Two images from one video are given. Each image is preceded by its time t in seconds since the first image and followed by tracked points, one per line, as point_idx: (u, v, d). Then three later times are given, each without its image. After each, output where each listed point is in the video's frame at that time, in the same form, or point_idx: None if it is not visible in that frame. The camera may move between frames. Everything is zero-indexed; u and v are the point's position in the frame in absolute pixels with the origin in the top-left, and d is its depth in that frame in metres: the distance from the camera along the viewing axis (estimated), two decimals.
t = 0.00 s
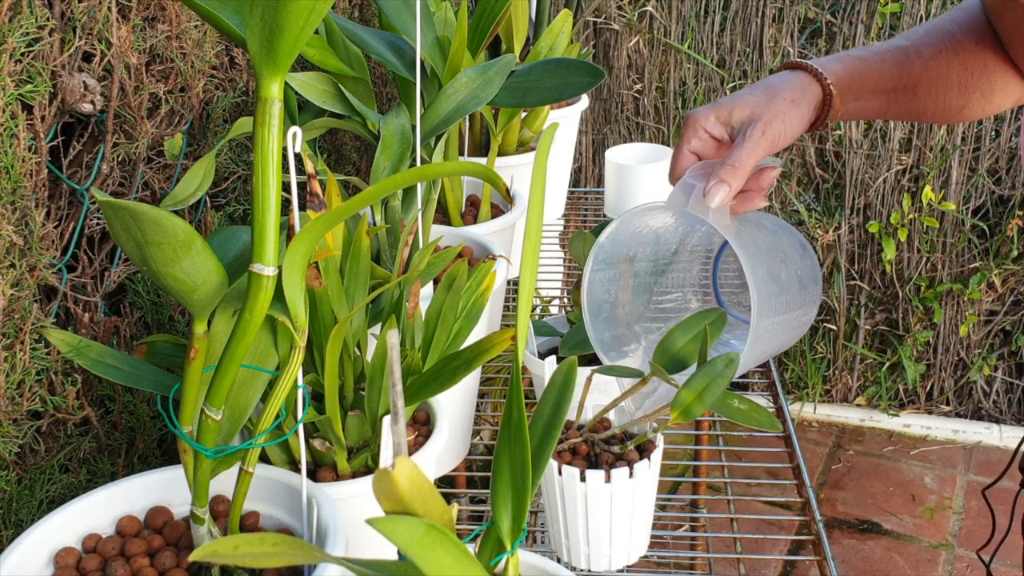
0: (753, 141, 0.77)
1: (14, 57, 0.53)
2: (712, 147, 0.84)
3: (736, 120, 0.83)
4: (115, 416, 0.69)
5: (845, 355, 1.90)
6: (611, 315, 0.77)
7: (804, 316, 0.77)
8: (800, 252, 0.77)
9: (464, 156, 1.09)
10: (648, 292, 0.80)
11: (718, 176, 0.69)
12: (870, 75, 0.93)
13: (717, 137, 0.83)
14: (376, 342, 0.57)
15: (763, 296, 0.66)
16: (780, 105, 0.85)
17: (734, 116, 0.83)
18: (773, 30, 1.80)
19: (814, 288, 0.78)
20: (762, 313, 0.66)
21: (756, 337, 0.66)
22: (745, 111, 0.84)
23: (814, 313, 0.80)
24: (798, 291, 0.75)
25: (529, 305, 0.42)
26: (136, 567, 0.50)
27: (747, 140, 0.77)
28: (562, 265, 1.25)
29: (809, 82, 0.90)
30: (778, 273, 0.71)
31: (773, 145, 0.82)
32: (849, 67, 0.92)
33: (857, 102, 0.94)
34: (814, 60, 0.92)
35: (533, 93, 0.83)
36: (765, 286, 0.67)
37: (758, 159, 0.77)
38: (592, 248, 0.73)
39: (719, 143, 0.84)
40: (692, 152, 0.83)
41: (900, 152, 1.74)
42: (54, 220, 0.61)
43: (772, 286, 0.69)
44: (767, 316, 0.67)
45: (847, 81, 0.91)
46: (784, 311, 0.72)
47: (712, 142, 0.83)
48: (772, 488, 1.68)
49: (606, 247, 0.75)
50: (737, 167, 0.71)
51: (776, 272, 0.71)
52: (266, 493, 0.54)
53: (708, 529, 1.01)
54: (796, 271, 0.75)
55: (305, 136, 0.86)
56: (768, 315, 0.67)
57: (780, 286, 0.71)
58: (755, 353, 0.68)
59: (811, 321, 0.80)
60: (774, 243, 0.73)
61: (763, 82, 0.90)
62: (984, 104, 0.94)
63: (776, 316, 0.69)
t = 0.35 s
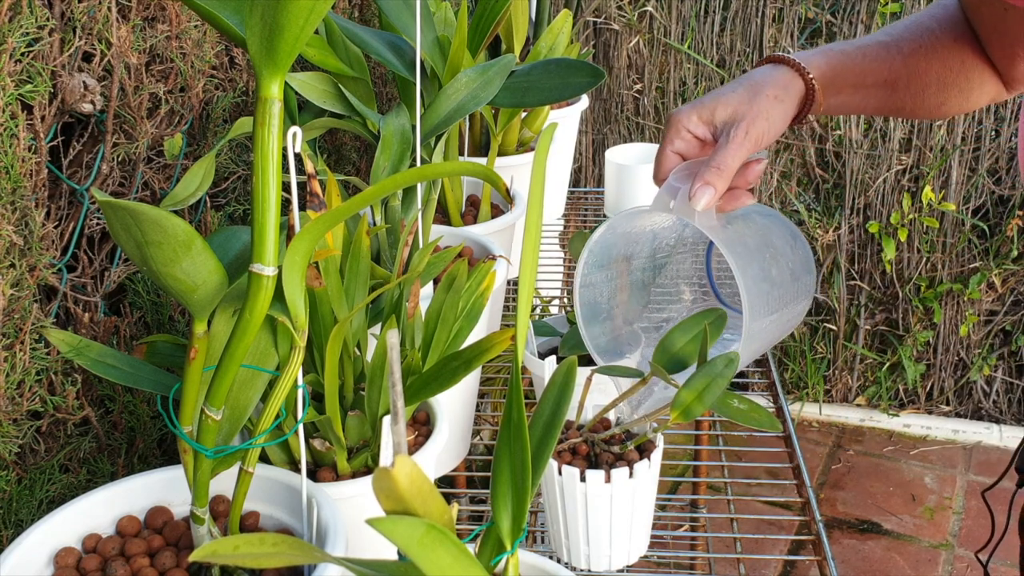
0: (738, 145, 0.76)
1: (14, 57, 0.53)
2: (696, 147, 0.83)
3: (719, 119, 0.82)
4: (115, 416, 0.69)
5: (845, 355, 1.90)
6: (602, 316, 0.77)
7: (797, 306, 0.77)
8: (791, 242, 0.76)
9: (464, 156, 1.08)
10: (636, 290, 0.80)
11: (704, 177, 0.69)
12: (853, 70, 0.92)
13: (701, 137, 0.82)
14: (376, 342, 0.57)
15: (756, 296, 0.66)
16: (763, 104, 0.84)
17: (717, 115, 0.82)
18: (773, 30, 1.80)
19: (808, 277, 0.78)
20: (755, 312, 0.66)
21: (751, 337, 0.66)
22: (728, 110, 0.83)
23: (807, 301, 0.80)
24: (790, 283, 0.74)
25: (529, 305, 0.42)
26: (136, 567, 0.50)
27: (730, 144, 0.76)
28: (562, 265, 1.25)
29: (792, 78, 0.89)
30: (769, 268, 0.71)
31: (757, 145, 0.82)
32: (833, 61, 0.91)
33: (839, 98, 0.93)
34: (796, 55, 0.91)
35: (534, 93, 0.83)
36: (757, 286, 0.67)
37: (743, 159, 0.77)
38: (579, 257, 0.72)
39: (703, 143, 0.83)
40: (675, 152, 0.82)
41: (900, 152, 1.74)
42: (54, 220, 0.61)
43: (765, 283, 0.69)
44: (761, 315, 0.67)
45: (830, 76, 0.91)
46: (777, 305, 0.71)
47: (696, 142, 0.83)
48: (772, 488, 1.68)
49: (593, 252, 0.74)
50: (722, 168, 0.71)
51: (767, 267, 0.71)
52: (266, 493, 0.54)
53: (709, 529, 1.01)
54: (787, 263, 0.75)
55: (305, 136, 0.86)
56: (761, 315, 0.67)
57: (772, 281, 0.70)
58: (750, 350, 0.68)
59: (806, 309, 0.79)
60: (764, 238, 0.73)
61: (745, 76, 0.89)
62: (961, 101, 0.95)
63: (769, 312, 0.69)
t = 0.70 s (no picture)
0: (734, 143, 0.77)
1: (14, 57, 0.53)
2: (688, 145, 0.83)
3: (713, 117, 0.82)
4: (115, 416, 0.69)
5: (845, 355, 1.90)
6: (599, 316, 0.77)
7: (795, 297, 0.77)
8: (786, 235, 0.76)
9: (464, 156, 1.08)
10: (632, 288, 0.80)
11: (700, 176, 0.69)
12: (843, 64, 0.92)
13: (694, 134, 0.82)
14: (376, 342, 0.57)
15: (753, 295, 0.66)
16: (757, 102, 0.85)
17: (710, 112, 0.82)
18: (773, 31, 1.79)
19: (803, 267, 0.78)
20: (754, 307, 0.66)
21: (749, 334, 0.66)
22: (721, 108, 0.83)
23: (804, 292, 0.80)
24: (787, 277, 0.74)
25: (529, 305, 0.42)
26: (136, 567, 0.50)
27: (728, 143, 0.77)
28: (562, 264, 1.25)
29: (783, 73, 0.89)
30: (765, 263, 0.70)
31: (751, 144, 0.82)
32: (822, 56, 0.91)
33: (828, 92, 0.94)
34: (786, 49, 0.91)
35: (533, 93, 0.83)
36: (755, 283, 0.67)
37: (738, 157, 0.77)
38: (575, 256, 0.71)
39: (696, 140, 0.83)
40: (669, 150, 0.82)
41: (900, 152, 1.74)
42: (54, 220, 0.61)
43: (762, 280, 0.69)
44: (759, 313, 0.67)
45: (820, 71, 0.91)
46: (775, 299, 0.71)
47: (689, 140, 0.83)
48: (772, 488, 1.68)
49: (587, 252, 0.73)
50: (717, 168, 0.71)
51: (764, 262, 0.70)
52: (266, 493, 0.54)
53: (709, 529, 1.01)
54: (783, 258, 0.74)
55: (305, 136, 0.86)
56: (760, 312, 0.67)
57: (769, 277, 0.70)
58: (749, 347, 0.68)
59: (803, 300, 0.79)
60: (761, 233, 0.73)
61: (737, 72, 0.89)
62: (950, 99, 0.95)
63: (767, 309, 0.69)
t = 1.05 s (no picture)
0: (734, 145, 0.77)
1: (14, 57, 0.53)
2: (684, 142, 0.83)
3: (711, 116, 0.82)
4: (115, 416, 0.69)
5: (845, 355, 1.90)
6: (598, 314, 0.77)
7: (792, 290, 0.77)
8: (782, 229, 0.76)
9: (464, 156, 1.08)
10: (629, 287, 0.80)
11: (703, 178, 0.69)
12: (838, 61, 0.92)
13: (692, 133, 0.82)
14: (376, 342, 0.57)
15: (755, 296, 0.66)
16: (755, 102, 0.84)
17: (708, 110, 0.82)
18: (773, 31, 1.79)
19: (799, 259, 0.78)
20: (756, 307, 0.66)
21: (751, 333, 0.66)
22: (720, 107, 0.82)
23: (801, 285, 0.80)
24: (784, 271, 0.74)
25: (529, 305, 0.42)
26: (136, 567, 0.50)
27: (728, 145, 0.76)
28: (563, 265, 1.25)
29: (780, 70, 0.89)
30: (765, 261, 0.70)
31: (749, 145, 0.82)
32: (818, 52, 0.91)
33: (823, 90, 0.93)
34: (782, 45, 0.90)
35: (533, 93, 0.83)
36: (756, 283, 0.67)
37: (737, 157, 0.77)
38: (572, 254, 0.71)
39: (694, 138, 0.83)
40: (666, 149, 0.82)
41: (900, 152, 1.74)
42: (54, 220, 0.61)
43: (762, 279, 0.69)
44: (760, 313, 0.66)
45: (816, 68, 0.90)
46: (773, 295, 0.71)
47: (687, 138, 0.82)
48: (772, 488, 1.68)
49: (585, 250, 0.73)
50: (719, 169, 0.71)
51: (764, 260, 0.70)
52: (266, 493, 0.54)
53: (708, 529, 1.01)
54: (780, 253, 0.74)
55: (305, 136, 0.86)
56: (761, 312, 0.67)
57: (769, 275, 0.70)
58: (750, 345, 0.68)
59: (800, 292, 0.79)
60: (759, 231, 0.73)
61: (734, 68, 0.89)
62: (939, 97, 0.95)
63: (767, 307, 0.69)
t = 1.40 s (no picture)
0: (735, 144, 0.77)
1: (14, 57, 0.53)
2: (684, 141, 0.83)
3: (712, 115, 0.82)
4: (115, 416, 0.69)
5: (845, 355, 1.90)
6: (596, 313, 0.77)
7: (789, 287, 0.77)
8: (779, 227, 0.76)
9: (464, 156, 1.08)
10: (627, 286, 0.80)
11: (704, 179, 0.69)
12: (837, 61, 0.92)
13: (693, 132, 0.82)
14: (376, 342, 0.57)
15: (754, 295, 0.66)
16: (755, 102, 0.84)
17: (709, 110, 0.82)
18: (773, 31, 1.80)
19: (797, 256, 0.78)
20: (756, 307, 0.66)
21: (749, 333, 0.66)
22: (721, 106, 0.82)
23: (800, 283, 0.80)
24: (782, 270, 0.74)
25: (529, 305, 0.42)
26: (136, 567, 0.50)
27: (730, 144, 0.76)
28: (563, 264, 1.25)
29: (780, 70, 0.89)
30: (763, 261, 0.70)
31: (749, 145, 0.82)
32: (818, 53, 0.91)
33: (822, 90, 0.93)
34: (782, 45, 0.90)
35: (533, 93, 0.83)
36: (756, 283, 0.67)
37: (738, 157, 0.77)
38: (571, 253, 0.71)
39: (694, 138, 0.83)
40: (666, 149, 0.82)
41: (900, 152, 1.74)
42: (54, 220, 0.61)
43: (762, 279, 0.69)
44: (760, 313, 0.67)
45: (816, 68, 0.90)
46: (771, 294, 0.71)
47: (687, 138, 0.82)
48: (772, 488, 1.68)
49: (583, 249, 0.73)
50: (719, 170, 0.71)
51: (762, 260, 0.70)
52: (266, 493, 0.54)
53: (708, 529, 1.01)
54: (778, 252, 0.74)
55: (305, 136, 0.86)
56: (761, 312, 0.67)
57: (767, 274, 0.70)
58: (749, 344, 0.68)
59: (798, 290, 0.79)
60: (757, 230, 0.73)
61: (734, 68, 0.89)
62: (939, 98, 0.95)
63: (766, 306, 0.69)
